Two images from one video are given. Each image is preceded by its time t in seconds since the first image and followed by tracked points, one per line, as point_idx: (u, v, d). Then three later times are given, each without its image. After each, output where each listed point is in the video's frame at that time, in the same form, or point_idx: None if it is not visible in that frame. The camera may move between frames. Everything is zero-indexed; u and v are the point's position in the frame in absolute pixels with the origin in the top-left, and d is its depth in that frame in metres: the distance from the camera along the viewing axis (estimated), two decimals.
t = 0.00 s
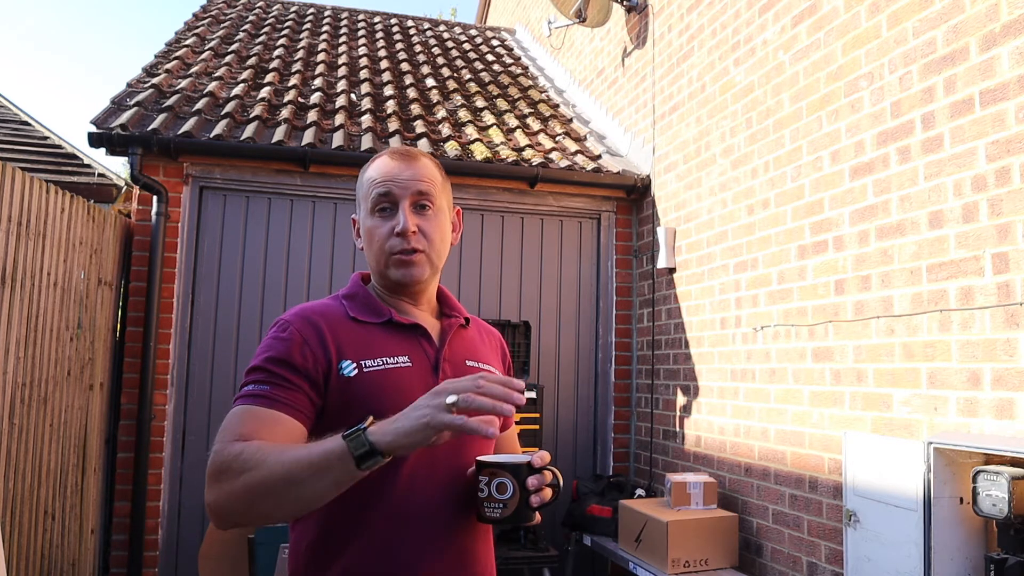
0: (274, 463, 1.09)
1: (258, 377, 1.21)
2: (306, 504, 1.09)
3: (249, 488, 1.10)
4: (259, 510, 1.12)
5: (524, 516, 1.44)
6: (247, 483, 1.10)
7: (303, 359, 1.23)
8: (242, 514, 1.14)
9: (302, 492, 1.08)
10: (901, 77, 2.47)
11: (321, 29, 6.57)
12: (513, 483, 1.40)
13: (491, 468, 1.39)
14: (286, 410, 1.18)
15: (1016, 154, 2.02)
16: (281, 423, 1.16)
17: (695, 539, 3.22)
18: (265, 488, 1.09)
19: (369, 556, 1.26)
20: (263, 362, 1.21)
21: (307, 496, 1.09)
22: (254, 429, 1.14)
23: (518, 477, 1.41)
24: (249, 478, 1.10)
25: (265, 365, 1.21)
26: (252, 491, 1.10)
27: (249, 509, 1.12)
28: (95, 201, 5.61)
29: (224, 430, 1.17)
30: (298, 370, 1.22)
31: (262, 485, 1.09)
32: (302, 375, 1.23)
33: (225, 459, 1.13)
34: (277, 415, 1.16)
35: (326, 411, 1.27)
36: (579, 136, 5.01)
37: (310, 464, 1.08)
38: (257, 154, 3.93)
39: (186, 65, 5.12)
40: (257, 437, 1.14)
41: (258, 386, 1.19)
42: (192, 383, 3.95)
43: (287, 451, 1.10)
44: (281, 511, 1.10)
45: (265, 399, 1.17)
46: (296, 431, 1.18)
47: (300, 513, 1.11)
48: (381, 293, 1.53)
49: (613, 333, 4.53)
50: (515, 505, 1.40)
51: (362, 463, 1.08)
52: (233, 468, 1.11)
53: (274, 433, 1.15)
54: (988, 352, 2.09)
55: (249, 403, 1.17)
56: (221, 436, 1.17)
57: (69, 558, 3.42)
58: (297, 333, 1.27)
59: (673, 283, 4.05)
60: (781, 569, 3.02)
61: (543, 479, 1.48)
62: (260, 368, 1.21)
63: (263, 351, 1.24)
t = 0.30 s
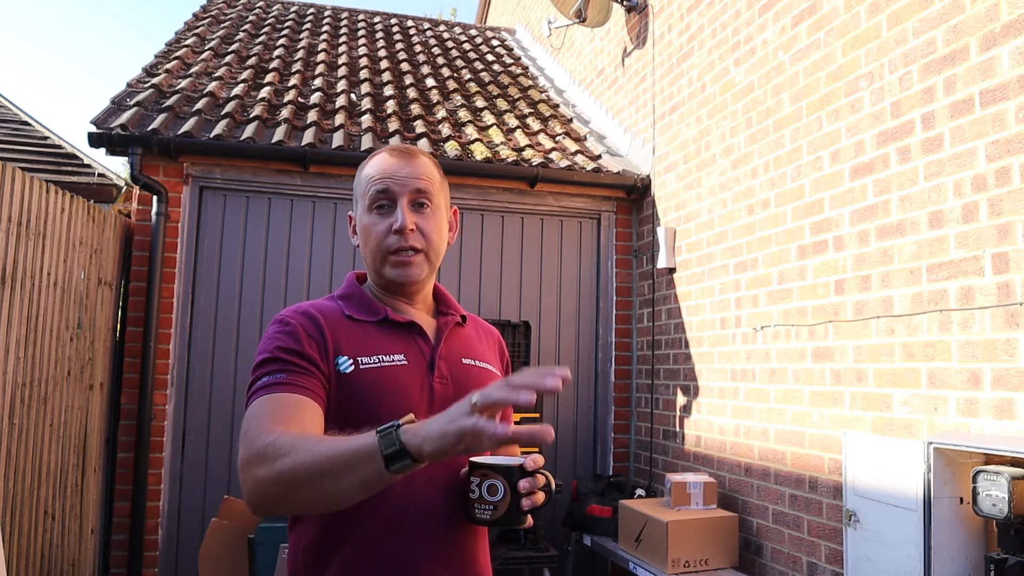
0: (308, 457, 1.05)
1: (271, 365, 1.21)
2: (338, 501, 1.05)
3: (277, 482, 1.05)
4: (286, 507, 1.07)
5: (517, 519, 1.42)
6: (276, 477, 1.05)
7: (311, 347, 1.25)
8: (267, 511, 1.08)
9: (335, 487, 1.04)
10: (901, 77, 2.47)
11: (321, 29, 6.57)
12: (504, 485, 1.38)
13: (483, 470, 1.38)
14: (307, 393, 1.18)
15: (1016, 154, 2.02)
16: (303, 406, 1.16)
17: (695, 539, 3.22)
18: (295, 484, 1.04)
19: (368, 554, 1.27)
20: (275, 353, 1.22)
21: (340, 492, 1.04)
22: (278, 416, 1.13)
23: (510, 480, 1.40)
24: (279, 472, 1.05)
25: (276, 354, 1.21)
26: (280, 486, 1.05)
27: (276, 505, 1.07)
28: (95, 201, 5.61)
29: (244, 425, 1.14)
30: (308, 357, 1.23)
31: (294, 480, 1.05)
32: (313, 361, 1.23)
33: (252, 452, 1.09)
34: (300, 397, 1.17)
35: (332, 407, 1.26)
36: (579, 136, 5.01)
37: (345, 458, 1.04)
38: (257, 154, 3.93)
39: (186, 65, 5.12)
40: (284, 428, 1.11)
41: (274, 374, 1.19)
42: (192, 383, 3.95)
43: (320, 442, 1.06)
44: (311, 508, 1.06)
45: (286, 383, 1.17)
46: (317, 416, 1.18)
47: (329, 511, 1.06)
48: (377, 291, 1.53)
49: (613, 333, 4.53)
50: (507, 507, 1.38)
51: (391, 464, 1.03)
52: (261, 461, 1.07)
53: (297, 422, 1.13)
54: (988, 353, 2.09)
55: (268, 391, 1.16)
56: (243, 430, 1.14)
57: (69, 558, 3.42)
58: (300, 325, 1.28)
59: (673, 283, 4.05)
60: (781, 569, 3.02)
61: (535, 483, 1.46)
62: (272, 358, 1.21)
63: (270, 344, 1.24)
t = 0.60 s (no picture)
0: (303, 471, 1.05)
1: (268, 371, 1.21)
2: (333, 513, 1.06)
3: (273, 493, 1.07)
4: (283, 516, 1.09)
5: (513, 519, 1.37)
6: (271, 489, 1.07)
7: (306, 351, 1.25)
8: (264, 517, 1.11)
9: (330, 502, 1.05)
10: (901, 77, 2.47)
11: (321, 29, 6.57)
12: (502, 486, 1.34)
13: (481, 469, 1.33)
14: (303, 397, 1.19)
15: (1016, 154, 2.02)
16: (299, 412, 1.17)
17: (694, 538, 3.22)
18: (291, 496, 1.06)
19: (366, 553, 1.27)
20: (270, 358, 1.22)
21: (335, 505, 1.05)
22: (274, 424, 1.14)
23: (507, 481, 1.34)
24: (274, 483, 1.06)
25: (272, 359, 1.22)
26: (276, 497, 1.07)
27: (273, 514, 1.09)
28: (95, 201, 5.61)
29: (243, 430, 1.16)
30: (304, 360, 1.23)
31: (289, 492, 1.06)
32: (309, 365, 1.24)
33: (248, 460, 1.10)
34: (296, 402, 1.17)
35: (330, 410, 1.27)
36: (579, 136, 5.01)
37: (339, 474, 1.04)
38: (256, 155, 3.93)
39: (185, 65, 5.12)
40: (281, 437, 1.12)
41: (271, 380, 1.19)
42: (192, 383, 3.95)
43: (315, 456, 1.07)
44: (308, 518, 1.08)
45: (281, 390, 1.18)
46: (314, 420, 1.19)
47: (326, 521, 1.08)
48: (376, 292, 1.53)
49: (613, 333, 4.53)
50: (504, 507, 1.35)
51: (382, 484, 1.04)
52: (257, 470, 1.08)
53: (293, 430, 1.14)
54: (988, 353, 2.09)
55: (263, 398, 1.17)
56: (240, 436, 1.15)
57: (69, 558, 3.42)
58: (295, 328, 1.28)
59: (673, 283, 4.05)
60: (781, 569, 3.02)
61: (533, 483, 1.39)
62: (267, 364, 1.22)
63: (266, 348, 1.25)
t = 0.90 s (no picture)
0: (298, 457, 1.06)
1: (266, 368, 1.21)
2: (331, 499, 1.07)
3: (270, 483, 1.08)
4: (283, 507, 1.09)
5: (508, 519, 1.36)
6: (268, 477, 1.08)
7: (304, 347, 1.25)
8: (264, 511, 1.11)
9: (326, 486, 1.06)
10: (901, 77, 2.47)
11: (321, 29, 6.57)
12: (495, 484, 1.35)
13: (474, 468, 1.35)
14: (302, 395, 1.19)
15: (1016, 154, 2.02)
16: (299, 408, 1.17)
17: (694, 538, 3.22)
18: (288, 483, 1.07)
19: (361, 551, 1.27)
20: (269, 356, 1.22)
21: (332, 490, 1.06)
22: (271, 419, 1.14)
23: (501, 479, 1.35)
24: (271, 472, 1.07)
25: (271, 357, 1.22)
26: (273, 487, 1.07)
27: (272, 505, 1.09)
28: (95, 201, 5.61)
29: (241, 426, 1.16)
30: (303, 358, 1.23)
31: (286, 479, 1.07)
32: (306, 361, 1.24)
33: (246, 452, 1.11)
34: (295, 399, 1.17)
35: (329, 407, 1.27)
36: (578, 136, 5.01)
37: (333, 457, 1.05)
38: (256, 154, 3.93)
39: (185, 65, 5.12)
40: (277, 430, 1.12)
41: (270, 377, 1.19)
42: (192, 383, 3.95)
43: (310, 442, 1.08)
44: (306, 507, 1.08)
45: (281, 387, 1.18)
46: (313, 416, 1.19)
47: (325, 509, 1.08)
48: (377, 293, 1.52)
49: (613, 333, 4.53)
50: (498, 507, 1.35)
51: (377, 463, 1.04)
52: (255, 462, 1.09)
53: (292, 423, 1.14)
54: (988, 352, 2.09)
55: (261, 395, 1.17)
56: (239, 432, 1.16)
57: (69, 558, 3.42)
58: (295, 327, 1.28)
59: (673, 283, 4.05)
60: (781, 569, 3.02)
61: (527, 482, 1.39)
62: (266, 362, 1.22)
63: (264, 347, 1.25)
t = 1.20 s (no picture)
0: (295, 461, 1.06)
1: (266, 369, 1.21)
2: (328, 502, 1.07)
3: (267, 485, 1.07)
4: (280, 511, 1.09)
5: (505, 522, 1.36)
6: (265, 480, 1.08)
7: (304, 350, 1.25)
8: (261, 513, 1.11)
9: (323, 490, 1.06)
10: (901, 77, 2.47)
11: (321, 29, 6.57)
12: (492, 487, 1.35)
13: (471, 471, 1.35)
14: (301, 397, 1.19)
15: (1016, 154, 2.02)
16: (297, 410, 1.17)
17: (694, 538, 3.22)
18: (285, 487, 1.06)
19: (361, 552, 1.27)
20: (268, 358, 1.22)
21: (329, 493, 1.06)
22: (269, 421, 1.14)
23: (498, 481, 1.36)
24: (268, 475, 1.07)
25: (270, 359, 1.22)
26: (269, 489, 1.07)
27: (270, 508, 1.09)
28: (95, 201, 5.61)
29: (239, 427, 1.16)
30: (302, 360, 1.23)
31: (283, 482, 1.06)
32: (307, 363, 1.24)
33: (243, 454, 1.11)
34: (294, 401, 1.17)
35: (329, 408, 1.27)
36: (579, 136, 5.01)
37: (330, 461, 1.05)
38: (256, 155, 3.93)
39: (186, 65, 5.12)
40: (275, 432, 1.12)
41: (269, 379, 1.20)
42: (192, 383, 3.95)
43: (308, 445, 1.08)
44: (303, 511, 1.08)
45: (280, 388, 1.18)
46: (312, 418, 1.19)
47: (323, 512, 1.08)
48: (377, 293, 1.52)
49: (613, 333, 4.53)
50: (495, 510, 1.35)
51: (372, 468, 1.04)
52: (252, 464, 1.09)
53: (290, 425, 1.15)
54: (988, 352, 2.09)
55: (260, 397, 1.18)
56: (237, 434, 1.16)
57: (69, 558, 3.42)
58: (295, 328, 1.28)
59: (673, 283, 4.05)
60: (781, 569, 3.02)
61: (525, 485, 1.39)
62: (265, 363, 1.22)
63: (264, 348, 1.25)
